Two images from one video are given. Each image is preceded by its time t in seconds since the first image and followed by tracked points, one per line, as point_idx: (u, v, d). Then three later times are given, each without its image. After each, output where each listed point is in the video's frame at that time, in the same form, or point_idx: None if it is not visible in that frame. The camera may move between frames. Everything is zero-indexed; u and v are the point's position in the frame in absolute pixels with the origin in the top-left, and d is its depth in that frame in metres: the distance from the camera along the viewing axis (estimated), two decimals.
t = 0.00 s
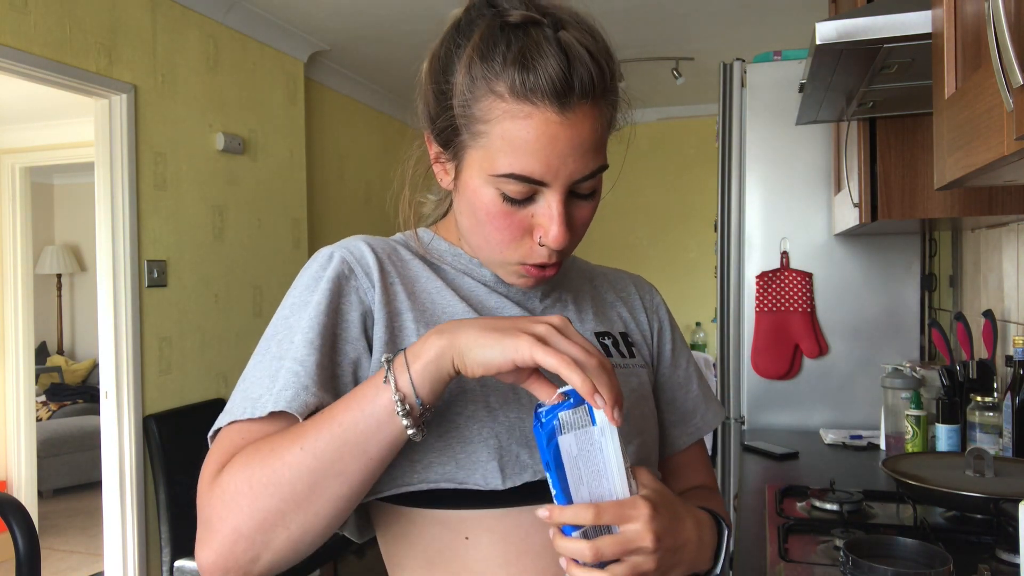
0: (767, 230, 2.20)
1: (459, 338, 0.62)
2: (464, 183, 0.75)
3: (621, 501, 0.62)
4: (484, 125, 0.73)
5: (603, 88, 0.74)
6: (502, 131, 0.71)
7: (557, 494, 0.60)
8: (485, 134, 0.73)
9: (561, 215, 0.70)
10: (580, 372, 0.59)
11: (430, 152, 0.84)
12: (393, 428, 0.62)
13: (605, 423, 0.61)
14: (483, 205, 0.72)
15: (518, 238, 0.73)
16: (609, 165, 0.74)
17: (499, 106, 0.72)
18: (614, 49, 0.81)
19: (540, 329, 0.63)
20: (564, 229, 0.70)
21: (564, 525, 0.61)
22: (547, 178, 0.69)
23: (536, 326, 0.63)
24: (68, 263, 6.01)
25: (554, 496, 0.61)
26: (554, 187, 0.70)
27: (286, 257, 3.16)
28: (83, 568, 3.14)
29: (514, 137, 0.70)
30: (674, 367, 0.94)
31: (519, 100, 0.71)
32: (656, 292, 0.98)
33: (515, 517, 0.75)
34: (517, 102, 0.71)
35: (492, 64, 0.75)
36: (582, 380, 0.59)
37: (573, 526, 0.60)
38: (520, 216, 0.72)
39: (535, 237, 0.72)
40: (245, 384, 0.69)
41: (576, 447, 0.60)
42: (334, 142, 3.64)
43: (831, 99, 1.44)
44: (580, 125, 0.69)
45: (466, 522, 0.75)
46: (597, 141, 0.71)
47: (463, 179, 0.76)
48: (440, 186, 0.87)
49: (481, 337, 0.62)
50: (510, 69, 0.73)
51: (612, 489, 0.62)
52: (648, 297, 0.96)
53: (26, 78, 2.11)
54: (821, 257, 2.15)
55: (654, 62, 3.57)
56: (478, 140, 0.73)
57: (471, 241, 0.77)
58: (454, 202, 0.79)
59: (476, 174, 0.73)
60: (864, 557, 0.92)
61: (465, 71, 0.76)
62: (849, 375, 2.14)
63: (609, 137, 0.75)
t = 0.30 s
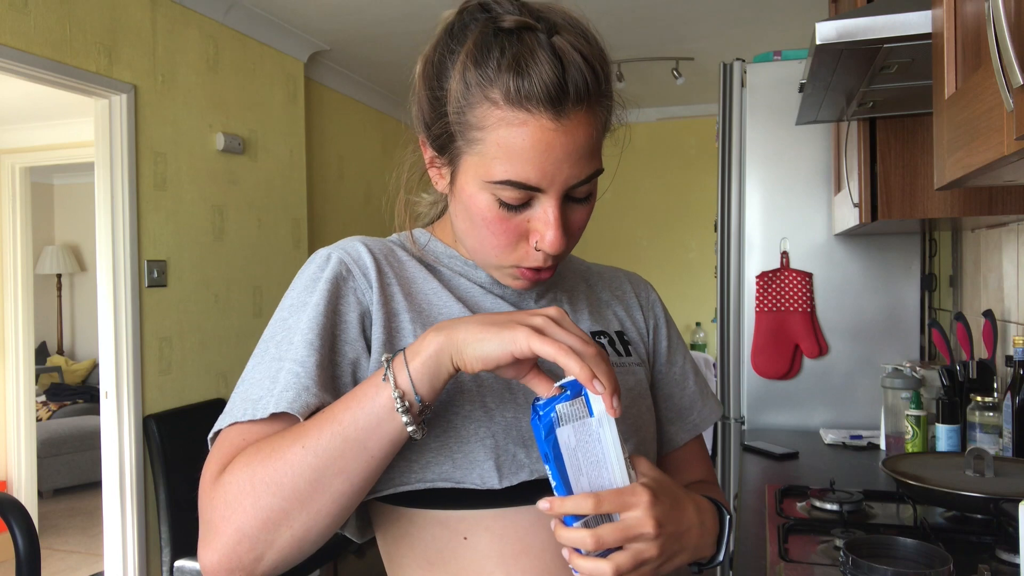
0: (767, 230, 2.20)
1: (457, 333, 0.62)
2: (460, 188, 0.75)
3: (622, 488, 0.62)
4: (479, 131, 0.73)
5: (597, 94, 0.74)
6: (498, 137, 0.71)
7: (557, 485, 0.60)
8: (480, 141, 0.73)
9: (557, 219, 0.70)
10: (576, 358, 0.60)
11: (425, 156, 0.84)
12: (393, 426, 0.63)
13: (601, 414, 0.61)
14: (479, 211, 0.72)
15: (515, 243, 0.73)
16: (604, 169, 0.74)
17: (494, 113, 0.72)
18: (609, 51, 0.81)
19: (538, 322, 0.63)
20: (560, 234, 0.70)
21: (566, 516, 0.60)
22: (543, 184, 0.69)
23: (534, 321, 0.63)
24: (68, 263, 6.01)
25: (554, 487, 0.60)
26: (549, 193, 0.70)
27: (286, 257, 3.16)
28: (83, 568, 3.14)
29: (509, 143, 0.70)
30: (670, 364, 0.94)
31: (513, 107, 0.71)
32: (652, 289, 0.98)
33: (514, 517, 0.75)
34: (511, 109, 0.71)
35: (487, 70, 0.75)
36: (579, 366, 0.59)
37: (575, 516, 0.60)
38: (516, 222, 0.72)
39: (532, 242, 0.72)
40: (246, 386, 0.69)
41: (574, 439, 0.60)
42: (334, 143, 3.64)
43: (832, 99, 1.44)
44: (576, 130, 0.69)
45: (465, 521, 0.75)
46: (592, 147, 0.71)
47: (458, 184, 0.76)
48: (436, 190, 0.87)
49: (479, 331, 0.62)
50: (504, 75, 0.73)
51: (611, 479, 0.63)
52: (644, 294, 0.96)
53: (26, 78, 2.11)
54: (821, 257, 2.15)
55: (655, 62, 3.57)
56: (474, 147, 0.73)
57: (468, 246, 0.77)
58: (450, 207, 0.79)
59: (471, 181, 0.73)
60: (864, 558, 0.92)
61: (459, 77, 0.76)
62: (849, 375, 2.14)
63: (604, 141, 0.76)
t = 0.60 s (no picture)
0: (767, 231, 2.20)
1: (455, 339, 0.62)
2: (459, 189, 0.75)
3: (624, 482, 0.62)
4: (478, 132, 0.73)
5: (595, 93, 0.74)
6: (497, 138, 0.71)
7: (556, 481, 0.60)
8: (479, 141, 0.73)
9: (556, 220, 0.70)
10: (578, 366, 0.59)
11: (423, 157, 0.84)
12: (388, 427, 0.63)
13: (600, 413, 0.61)
14: (479, 211, 0.72)
15: (514, 243, 0.73)
16: (603, 169, 0.74)
17: (493, 114, 0.72)
18: (606, 51, 0.81)
19: (535, 328, 0.63)
20: (559, 234, 0.70)
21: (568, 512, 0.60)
22: (542, 184, 0.69)
23: (532, 326, 0.63)
24: (68, 263, 6.01)
25: (554, 484, 0.60)
26: (549, 193, 0.70)
27: (286, 257, 3.16)
28: (83, 568, 3.14)
29: (508, 144, 0.70)
30: (667, 363, 0.94)
31: (512, 108, 0.71)
32: (648, 288, 0.98)
33: (512, 517, 0.76)
34: (510, 110, 0.71)
35: (485, 71, 0.75)
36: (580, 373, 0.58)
37: (577, 512, 0.59)
38: (515, 222, 0.72)
39: (531, 242, 0.72)
40: (241, 382, 0.69)
41: (573, 438, 0.60)
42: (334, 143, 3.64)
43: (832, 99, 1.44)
44: (575, 131, 0.69)
45: (462, 522, 0.75)
46: (592, 147, 0.71)
47: (457, 185, 0.76)
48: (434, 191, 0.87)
49: (479, 336, 0.62)
50: (502, 76, 0.73)
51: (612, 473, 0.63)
52: (640, 293, 0.96)
53: (26, 78, 2.11)
54: (821, 257, 2.15)
55: (655, 62, 3.57)
56: (472, 148, 0.73)
57: (467, 247, 0.77)
58: (449, 207, 0.79)
59: (470, 182, 0.73)
60: (864, 558, 0.92)
61: (457, 78, 0.76)
62: (849, 375, 2.14)
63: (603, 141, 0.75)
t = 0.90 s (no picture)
0: (767, 230, 2.20)
1: (450, 346, 0.62)
2: (458, 191, 0.75)
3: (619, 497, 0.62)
4: (476, 133, 0.73)
5: (593, 93, 0.74)
6: (495, 139, 0.71)
7: (551, 487, 0.60)
8: (477, 142, 0.73)
9: (555, 220, 0.70)
10: (579, 368, 0.59)
11: (422, 158, 0.84)
12: (379, 430, 0.63)
13: (594, 419, 0.60)
14: (478, 212, 0.72)
15: (513, 244, 0.73)
16: (602, 169, 0.73)
17: (491, 115, 0.72)
18: (605, 51, 0.81)
19: (532, 331, 0.63)
20: (559, 235, 0.70)
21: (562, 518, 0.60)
22: (541, 185, 0.69)
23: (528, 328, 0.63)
24: (68, 263, 6.00)
25: (550, 490, 0.60)
26: (547, 194, 0.70)
27: (286, 256, 3.16)
28: (83, 568, 3.14)
29: (507, 145, 0.70)
30: (666, 365, 0.94)
31: (510, 109, 0.71)
32: (647, 290, 0.98)
33: (510, 517, 0.76)
34: (508, 111, 0.71)
35: (483, 72, 0.75)
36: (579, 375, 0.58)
37: (571, 520, 0.59)
38: (515, 223, 0.72)
39: (530, 243, 0.72)
40: (235, 379, 0.69)
41: (567, 445, 0.59)
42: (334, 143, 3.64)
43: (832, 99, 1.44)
44: (574, 131, 0.69)
45: (461, 523, 0.75)
46: (591, 146, 0.71)
47: (456, 186, 0.75)
48: (433, 192, 0.87)
49: (476, 340, 0.61)
50: (500, 77, 0.73)
51: (608, 484, 0.62)
52: (639, 295, 0.96)
53: (26, 78, 2.11)
54: (821, 257, 2.15)
55: (655, 62, 3.57)
56: (471, 149, 0.73)
57: (466, 248, 0.77)
58: (448, 209, 0.79)
59: (470, 183, 0.73)
60: (864, 558, 0.92)
61: (455, 79, 0.77)
62: (849, 375, 2.14)
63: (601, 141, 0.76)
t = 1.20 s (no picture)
0: (767, 231, 2.20)
1: (443, 335, 0.62)
2: (458, 192, 0.75)
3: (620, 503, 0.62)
4: (475, 133, 0.73)
5: (593, 93, 0.74)
6: (494, 138, 0.71)
7: (553, 487, 0.59)
8: (476, 143, 0.73)
9: (555, 220, 0.70)
10: (573, 362, 0.60)
11: (423, 159, 0.84)
12: (374, 422, 0.62)
13: (593, 416, 0.61)
14: (477, 212, 0.72)
15: (513, 245, 0.73)
16: (602, 169, 0.73)
17: (490, 115, 0.73)
18: (605, 51, 0.81)
19: (527, 322, 0.63)
20: (559, 235, 0.70)
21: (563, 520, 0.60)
22: (541, 185, 0.69)
23: (524, 319, 0.63)
24: (68, 263, 6.00)
25: (551, 489, 0.60)
26: (547, 193, 0.70)
27: (286, 256, 3.16)
28: (83, 568, 3.14)
29: (507, 145, 0.70)
30: (669, 366, 0.94)
31: (509, 109, 0.71)
32: (651, 291, 0.98)
33: (510, 516, 0.76)
34: (507, 111, 0.71)
35: (481, 72, 0.75)
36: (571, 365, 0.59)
37: (572, 521, 0.59)
38: (514, 223, 0.72)
39: (531, 244, 0.72)
40: (235, 372, 0.69)
41: (567, 443, 0.59)
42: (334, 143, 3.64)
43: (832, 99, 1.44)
44: (574, 130, 0.69)
45: (459, 522, 0.75)
46: (590, 146, 0.71)
47: (456, 186, 0.76)
48: (435, 193, 0.87)
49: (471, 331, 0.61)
50: (499, 77, 0.73)
51: (607, 484, 0.62)
52: (643, 295, 0.96)
53: (26, 78, 2.11)
54: (821, 256, 2.15)
55: (655, 62, 3.57)
56: (470, 149, 0.73)
57: (466, 248, 0.77)
58: (449, 209, 0.79)
59: (469, 183, 0.73)
60: (864, 558, 0.92)
61: (454, 80, 0.77)
62: (849, 375, 2.14)
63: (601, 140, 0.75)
